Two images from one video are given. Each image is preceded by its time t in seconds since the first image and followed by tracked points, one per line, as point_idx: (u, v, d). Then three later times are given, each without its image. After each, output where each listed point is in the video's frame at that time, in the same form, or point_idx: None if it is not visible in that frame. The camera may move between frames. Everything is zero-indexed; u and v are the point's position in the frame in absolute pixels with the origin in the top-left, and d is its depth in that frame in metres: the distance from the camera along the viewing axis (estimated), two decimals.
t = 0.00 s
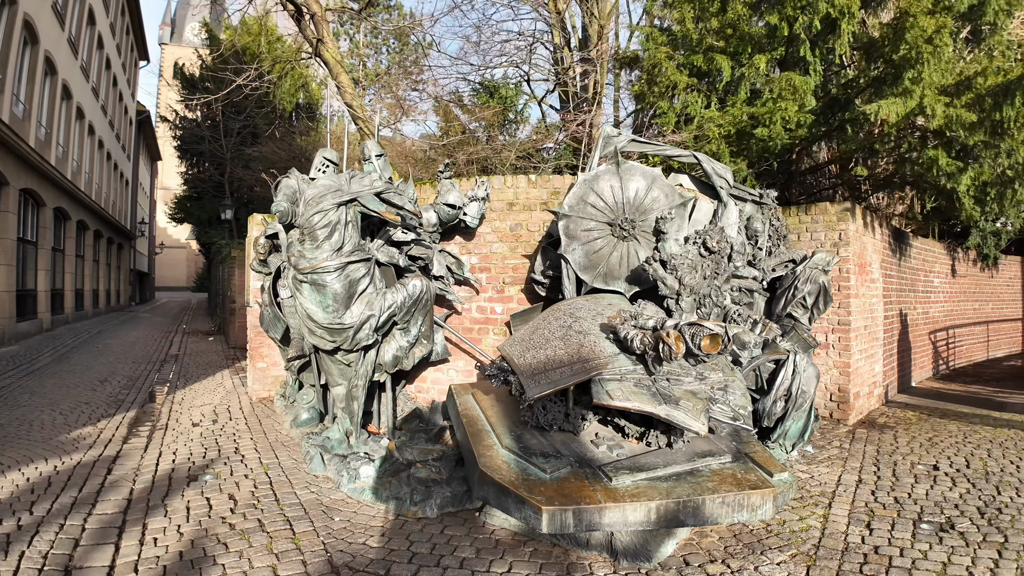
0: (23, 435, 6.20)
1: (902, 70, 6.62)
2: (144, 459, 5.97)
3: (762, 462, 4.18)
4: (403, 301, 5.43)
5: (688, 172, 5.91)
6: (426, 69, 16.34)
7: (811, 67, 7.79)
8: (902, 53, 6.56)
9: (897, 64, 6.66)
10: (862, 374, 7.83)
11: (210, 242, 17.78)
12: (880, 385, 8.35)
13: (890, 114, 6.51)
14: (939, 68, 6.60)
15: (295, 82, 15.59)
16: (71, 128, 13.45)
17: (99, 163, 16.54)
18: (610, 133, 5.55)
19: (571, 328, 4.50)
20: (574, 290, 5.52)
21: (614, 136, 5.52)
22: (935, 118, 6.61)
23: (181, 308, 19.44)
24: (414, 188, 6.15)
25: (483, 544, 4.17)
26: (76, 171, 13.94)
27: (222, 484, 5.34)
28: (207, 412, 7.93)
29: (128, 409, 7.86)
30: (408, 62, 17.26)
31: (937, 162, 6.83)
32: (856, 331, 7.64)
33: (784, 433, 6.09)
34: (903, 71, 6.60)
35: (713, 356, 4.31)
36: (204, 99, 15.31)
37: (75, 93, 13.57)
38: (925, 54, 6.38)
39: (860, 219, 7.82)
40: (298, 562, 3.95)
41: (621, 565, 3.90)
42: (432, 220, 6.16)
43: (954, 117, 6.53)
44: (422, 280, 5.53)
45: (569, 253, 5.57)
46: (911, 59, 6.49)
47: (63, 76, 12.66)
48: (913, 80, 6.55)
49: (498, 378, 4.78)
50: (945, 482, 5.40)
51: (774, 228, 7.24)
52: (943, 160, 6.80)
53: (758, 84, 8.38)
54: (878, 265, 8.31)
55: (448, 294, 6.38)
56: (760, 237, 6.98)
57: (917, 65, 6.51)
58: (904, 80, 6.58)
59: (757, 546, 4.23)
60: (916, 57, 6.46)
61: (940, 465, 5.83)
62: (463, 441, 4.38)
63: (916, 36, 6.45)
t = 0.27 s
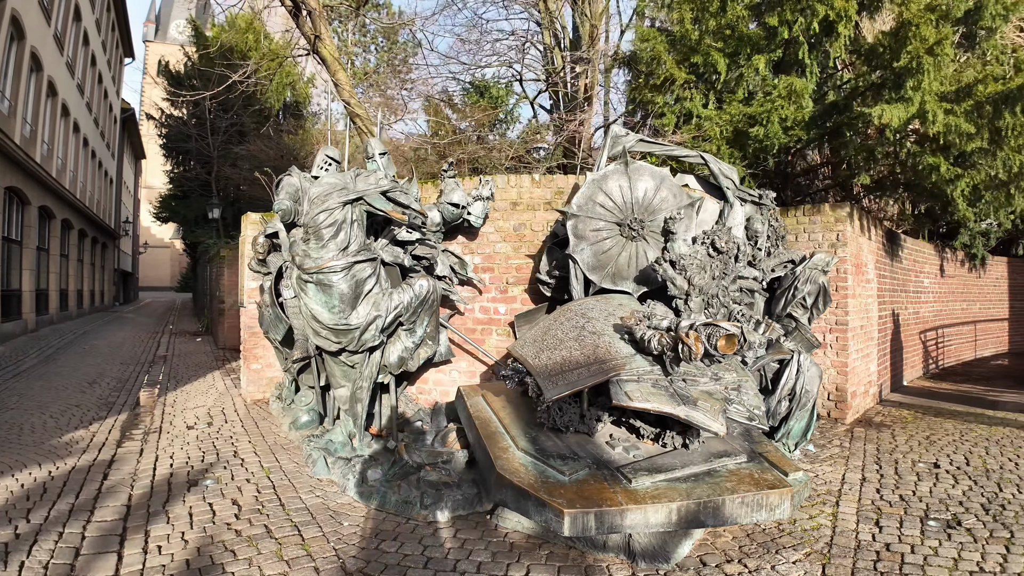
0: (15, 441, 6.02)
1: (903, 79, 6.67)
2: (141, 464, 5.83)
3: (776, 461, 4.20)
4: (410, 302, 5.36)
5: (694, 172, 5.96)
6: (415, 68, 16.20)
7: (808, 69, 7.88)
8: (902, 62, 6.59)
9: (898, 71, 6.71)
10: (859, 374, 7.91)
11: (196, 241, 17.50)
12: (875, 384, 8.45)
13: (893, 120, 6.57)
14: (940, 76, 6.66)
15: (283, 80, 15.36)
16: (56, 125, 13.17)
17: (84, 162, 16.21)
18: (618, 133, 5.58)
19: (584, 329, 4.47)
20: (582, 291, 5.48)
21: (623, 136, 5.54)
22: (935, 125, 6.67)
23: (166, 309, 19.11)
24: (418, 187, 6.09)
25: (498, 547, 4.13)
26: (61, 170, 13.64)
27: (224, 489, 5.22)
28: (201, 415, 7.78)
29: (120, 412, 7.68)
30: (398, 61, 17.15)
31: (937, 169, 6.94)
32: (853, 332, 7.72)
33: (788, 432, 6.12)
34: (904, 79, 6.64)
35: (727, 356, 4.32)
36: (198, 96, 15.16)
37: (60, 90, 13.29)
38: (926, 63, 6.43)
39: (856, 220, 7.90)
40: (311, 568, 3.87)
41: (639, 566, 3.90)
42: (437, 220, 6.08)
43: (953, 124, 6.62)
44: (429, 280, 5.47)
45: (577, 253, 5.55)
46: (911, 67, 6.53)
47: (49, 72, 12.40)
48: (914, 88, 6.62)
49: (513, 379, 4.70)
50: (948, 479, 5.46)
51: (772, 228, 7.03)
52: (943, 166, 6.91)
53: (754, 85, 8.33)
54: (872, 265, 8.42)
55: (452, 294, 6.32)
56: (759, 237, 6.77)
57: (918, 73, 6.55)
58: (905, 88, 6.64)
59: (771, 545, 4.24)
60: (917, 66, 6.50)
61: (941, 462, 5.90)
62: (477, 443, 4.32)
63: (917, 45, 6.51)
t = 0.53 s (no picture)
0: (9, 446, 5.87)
1: (903, 82, 6.78)
2: (140, 469, 5.70)
3: (789, 459, 4.23)
4: (418, 302, 5.31)
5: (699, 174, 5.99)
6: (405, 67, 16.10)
7: (805, 72, 7.96)
8: (901, 66, 6.74)
9: (897, 75, 6.85)
10: (854, 373, 8.01)
11: (183, 241, 17.22)
12: (869, 383, 8.57)
13: (892, 122, 6.67)
14: (940, 79, 6.75)
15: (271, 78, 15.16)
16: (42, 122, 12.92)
17: (70, 160, 15.92)
18: (626, 133, 5.58)
19: (598, 329, 4.46)
20: (590, 292, 5.45)
21: (631, 136, 5.53)
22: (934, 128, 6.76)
23: (152, 309, 18.81)
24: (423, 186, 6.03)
25: (514, 550, 4.11)
26: (47, 168, 13.38)
27: (228, 493, 5.12)
28: (196, 417, 7.66)
29: (114, 415, 7.53)
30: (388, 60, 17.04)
31: (935, 173, 7.06)
32: (850, 332, 7.81)
33: (792, 431, 6.16)
34: (903, 82, 6.76)
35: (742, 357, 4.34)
36: (189, 95, 14.99)
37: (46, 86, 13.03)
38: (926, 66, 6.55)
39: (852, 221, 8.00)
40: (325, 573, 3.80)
41: (657, 567, 3.91)
42: (443, 219, 6.01)
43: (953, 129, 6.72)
44: (437, 281, 5.41)
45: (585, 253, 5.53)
46: (911, 70, 6.66)
47: (35, 68, 12.15)
48: (913, 91, 6.71)
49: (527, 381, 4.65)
50: (948, 476, 5.54)
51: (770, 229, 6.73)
52: (941, 171, 7.03)
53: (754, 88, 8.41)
54: (867, 266, 8.52)
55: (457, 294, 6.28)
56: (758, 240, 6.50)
57: (918, 75, 6.67)
58: (903, 91, 6.74)
59: (784, 543, 4.28)
60: (919, 69, 6.60)
61: (940, 460, 5.98)
62: (491, 445, 4.29)
63: (919, 48, 6.63)
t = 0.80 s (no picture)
0: None
1: (895, 83, 6.96)
2: (134, 474, 5.59)
3: (794, 457, 4.30)
4: (421, 303, 5.27)
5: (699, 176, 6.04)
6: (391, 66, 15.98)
7: (796, 76, 8.06)
8: (894, 66, 6.96)
9: (889, 76, 7.05)
10: (844, 372, 8.15)
11: (166, 240, 16.93)
12: (857, 382, 8.73)
13: (886, 122, 6.84)
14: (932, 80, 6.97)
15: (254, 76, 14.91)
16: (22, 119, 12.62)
17: (50, 158, 15.58)
18: (629, 135, 5.58)
19: (605, 330, 4.48)
20: (592, 293, 5.46)
21: (633, 138, 5.54)
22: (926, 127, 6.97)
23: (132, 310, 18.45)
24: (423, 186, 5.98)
25: (524, 551, 4.11)
26: (27, 166, 13.07)
27: (227, 498, 5.04)
28: (187, 421, 7.53)
29: (103, 419, 7.38)
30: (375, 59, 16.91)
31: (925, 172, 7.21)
32: (840, 332, 7.95)
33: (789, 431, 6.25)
34: (896, 82, 6.94)
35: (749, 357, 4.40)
36: (178, 91, 14.83)
37: (26, 83, 12.74)
38: (919, 67, 6.72)
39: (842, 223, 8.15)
40: None
41: (668, 566, 3.94)
42: (444, 220, 5.98)
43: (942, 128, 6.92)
44: (440, 282, 5.38)
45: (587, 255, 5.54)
46: (904, 70, 6.86)
47: (15, 64, 11.87)
48: (906, 92, 6.89)
49: (537, 381, 4.55)
50: (942, 472, 5.67)
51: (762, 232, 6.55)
52: (931, 170, 7.17)
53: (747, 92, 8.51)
54: (855, 267, 8.69)
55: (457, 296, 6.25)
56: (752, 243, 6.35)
57: (910, 75, 6.85)
58: (897, 92, 6.91)
59: (790, 540, 4.36)
60: (912, 70, 6.80)
61: (932, 457, 6.12)
62: (500, 447, 4.27)
63: (910, 50, 6.88)
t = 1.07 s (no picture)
0: None
1: (887, 80, 7.16)
2: (129, 480, 5.47)
3: (801, 453, 4.35)
4: (424, 302, 5.22)
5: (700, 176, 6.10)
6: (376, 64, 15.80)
7: (788, 78, 8.15)
8: (885, 64, 7.15)
9: (881, 74, 7.24)
10: (836, 370, 8.28)
11: (149, 239, 16.62)
12: (847, 380, 8.88)
13: (879, 118, 6.97)
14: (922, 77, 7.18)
15: (238, 74, 14.66)
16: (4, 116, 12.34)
17: (31, 156, 15.25)
18: (631, 135, 5.60)
19: (613, 329, 4.48)
20: (596, 292, 5.46)
21: (634, 137, 5.56)
22: (918, 122, 7.03)
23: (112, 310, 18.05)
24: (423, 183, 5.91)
25: (536, 551, 4.10)
26: (8, 164, 12.77)
27: (227, 502, 4.96)
28: (178, 423, 7.39)
29: (91, 422, 7.21)
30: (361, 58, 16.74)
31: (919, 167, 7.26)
32: (832, 330, 8.08)
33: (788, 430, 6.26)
34: (888, 80, 7.15)
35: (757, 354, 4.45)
36: (160, 86, 14.68)
37: (8, 79, 12.45)
38: (911, 63, 6.89)
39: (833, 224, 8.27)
40: None
41: (680, 563, 3.96)
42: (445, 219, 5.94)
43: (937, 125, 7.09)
44: (443, 281, 5.33)
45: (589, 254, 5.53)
46: (895, 68, 7.05)
47: None
48: (897, 89, 7.11)
49: (547, 380, 4.50)
50: (936, 468, 5.80)
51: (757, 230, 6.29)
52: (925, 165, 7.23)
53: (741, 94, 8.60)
54: (845, 267, 8.83)
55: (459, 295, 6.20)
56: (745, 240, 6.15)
57: (901, 73, 7.04)
58: (889, 89, 7.12)
59: (796, 535, 4.44)
60: (903, 68, 6.99)
61: (926, 453, 6.25)
62: (510, 446, 4.24)
63: (900, 48, 7.04)
